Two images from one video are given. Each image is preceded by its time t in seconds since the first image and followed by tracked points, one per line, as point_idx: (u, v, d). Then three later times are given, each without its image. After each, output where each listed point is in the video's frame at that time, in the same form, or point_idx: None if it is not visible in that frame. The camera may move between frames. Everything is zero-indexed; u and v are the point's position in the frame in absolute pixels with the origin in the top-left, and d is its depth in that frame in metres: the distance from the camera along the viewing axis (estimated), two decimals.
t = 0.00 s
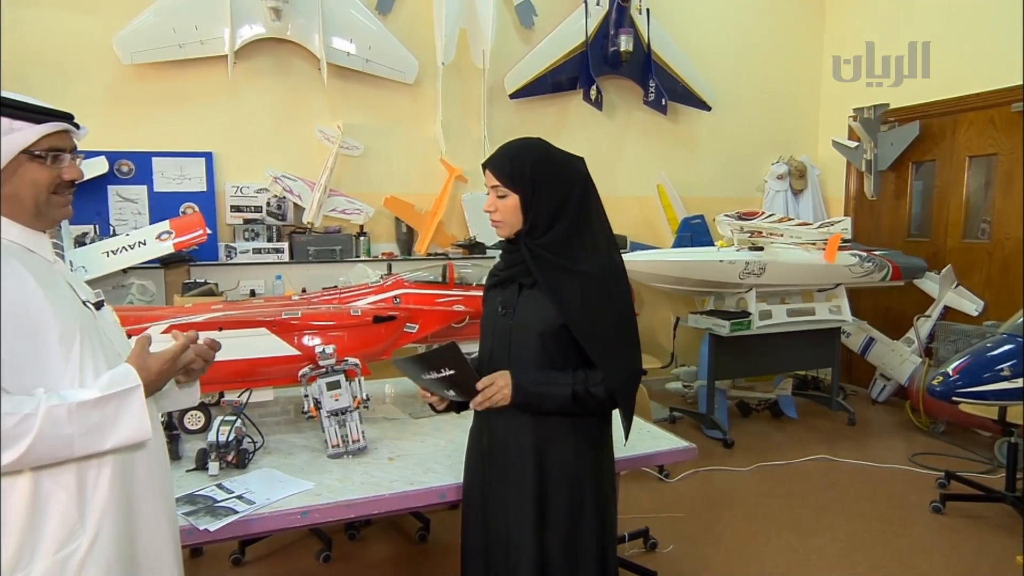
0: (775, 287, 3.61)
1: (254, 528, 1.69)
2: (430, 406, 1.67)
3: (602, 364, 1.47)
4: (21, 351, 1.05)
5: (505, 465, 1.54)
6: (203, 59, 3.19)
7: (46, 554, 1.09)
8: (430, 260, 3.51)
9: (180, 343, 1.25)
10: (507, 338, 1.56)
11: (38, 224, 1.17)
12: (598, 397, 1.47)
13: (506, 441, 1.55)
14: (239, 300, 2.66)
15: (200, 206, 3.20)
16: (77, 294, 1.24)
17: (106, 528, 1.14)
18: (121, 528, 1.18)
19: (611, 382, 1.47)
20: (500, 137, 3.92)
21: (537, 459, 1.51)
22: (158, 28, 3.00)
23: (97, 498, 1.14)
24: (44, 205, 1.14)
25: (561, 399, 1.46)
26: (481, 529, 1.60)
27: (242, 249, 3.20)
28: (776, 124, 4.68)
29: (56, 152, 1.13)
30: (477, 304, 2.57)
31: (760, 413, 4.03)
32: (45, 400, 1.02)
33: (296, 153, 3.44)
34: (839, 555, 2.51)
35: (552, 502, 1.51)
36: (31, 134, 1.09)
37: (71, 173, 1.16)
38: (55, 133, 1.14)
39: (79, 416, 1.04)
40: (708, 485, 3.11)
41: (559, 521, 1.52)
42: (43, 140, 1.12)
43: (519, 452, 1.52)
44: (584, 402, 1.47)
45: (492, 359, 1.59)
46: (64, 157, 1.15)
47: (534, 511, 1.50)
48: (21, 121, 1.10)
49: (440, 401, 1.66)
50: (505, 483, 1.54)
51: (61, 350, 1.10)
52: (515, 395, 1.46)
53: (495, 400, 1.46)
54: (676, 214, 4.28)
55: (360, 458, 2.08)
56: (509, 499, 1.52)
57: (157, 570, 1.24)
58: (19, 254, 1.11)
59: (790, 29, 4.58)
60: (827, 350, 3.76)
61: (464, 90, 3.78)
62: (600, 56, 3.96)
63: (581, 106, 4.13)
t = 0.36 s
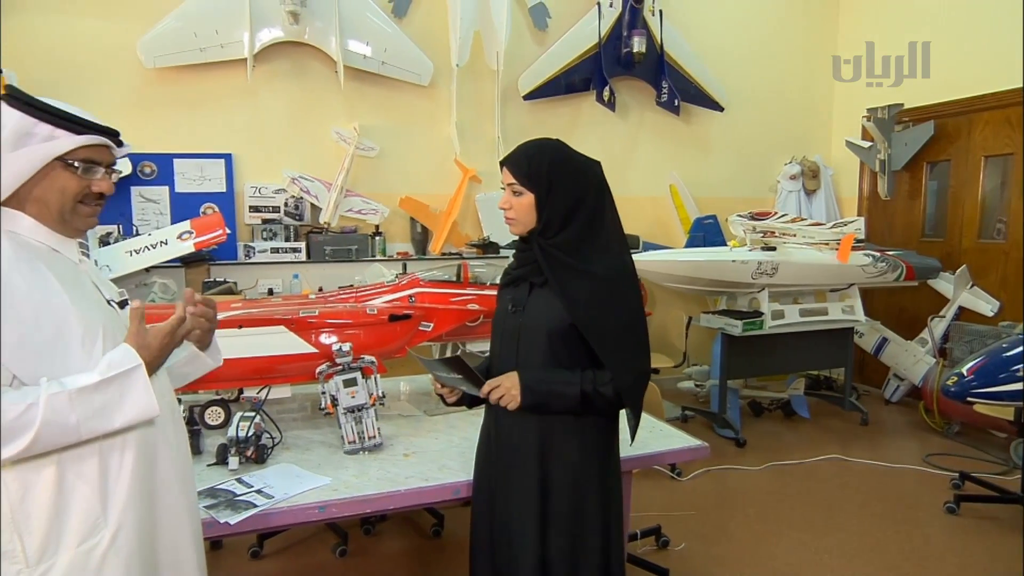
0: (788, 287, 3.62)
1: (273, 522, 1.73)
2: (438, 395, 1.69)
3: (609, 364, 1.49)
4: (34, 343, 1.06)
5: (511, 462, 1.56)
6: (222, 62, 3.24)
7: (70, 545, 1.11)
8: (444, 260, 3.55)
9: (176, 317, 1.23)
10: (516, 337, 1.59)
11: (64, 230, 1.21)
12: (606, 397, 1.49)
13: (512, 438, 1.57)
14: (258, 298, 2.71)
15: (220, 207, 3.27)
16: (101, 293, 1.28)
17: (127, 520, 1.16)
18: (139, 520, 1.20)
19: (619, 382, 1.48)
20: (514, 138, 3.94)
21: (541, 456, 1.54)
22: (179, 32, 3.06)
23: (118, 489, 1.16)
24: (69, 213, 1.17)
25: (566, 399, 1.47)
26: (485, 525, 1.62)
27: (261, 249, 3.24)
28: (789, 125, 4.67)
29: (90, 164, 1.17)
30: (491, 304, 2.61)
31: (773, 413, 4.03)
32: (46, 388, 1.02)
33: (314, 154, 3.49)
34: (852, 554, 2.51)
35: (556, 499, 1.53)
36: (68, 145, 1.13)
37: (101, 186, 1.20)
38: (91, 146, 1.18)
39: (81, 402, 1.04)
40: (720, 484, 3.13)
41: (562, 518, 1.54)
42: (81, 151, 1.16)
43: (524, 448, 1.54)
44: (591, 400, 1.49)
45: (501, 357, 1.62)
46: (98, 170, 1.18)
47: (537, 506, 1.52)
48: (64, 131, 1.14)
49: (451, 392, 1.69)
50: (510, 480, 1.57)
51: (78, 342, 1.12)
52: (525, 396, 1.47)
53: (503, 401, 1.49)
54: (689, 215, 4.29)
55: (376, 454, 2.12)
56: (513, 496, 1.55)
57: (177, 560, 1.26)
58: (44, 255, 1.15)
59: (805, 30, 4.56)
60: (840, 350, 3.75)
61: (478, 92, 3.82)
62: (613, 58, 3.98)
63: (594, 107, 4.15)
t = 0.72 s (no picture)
0: (801, 287, 3.62)
1: (294, 515, 1.77)
2: (454, 394, 1.72)
3: (619, 362, 1.51)
4: (66, 335, 1.09)
5: (522, 457, 1.60)
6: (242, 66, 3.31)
7: (97, 536, 1.13)
8: (459, 259, 3.59)
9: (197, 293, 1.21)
10: (530, 334, 1.62)
11: (97, 232, 1.25)
12: (616, 394, 1.51)
13: (525, 434, 1.61)
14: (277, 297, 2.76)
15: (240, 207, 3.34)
16: (129, 292, 1.32)
17: (149, 514, 1.18)
18: (161, 514, 1.22)
19: (629, 380, 1.50)
20: (528, 139, 3.97)
21: (553, 451, 1.57)
22: (200, 36, 3.12)
23: (142, 483, 1.19)
24: (102, 215, 1.22)
25: (577, 395, 1.50)
26: (497, 518, 1.65)
27: (279, 248, 3.29)
28: (804, 124, 4.66)
29: (125, 169, 1.21)
30: (506, 303, 2.63)
31: (786, 412, 4.04)
32: (72, 373, 1.05)
33: (331, 155, 3.54)
34: (866, 554, 2.51)
35: (568, 494, 1.56)
36: (105, 150, 1.17)
37: (134, 190, 1.24)
38: (128, 152, 1.22)
39: (106, 384, 1.07)
40: (732, 483, 3.14)
41: (574, 513, 1.56)
42: (117, 156, 1.20)
43: (536, 443, 1.58)
44: (601, 397, 1.51)
45: (515, 355, 1.66)
46: (131, 174, 1.23)
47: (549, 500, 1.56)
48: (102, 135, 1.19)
49: (465, 389, 1.72)
50: (521, 474, 1.60)
51: (108, 335, 1.17)
52: (535, 388, 1.51)
53: (512, 394, 1.52)
54: (702, 215, 4.29)
55: (392, 451, 2.14)
56: (524, 491, 1.58)
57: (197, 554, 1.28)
58: (78, 256, 1.21)
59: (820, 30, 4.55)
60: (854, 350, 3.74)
61: (493, 94, 3.85)
62: (627, 59, 4.00)
63: (608, 108, 4.17)
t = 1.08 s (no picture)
0: (814, 288, 3.62)
1: (310, 510, 1.80)
2: (471, 391, 1.75)
3: (640, 362, 1.54)
4: (103, 337, 1.14)
5: (542, 454, 1.62)
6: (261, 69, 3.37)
7: (130, 526, 1.17)
8: (473, 259, 3.62)
9: (258, 343, 1.25)
10: (550, 334, 1.64)
11: (130, 225, 1.30)
12: (635, 392, 1.54)
13: (544, 432, 1.63)
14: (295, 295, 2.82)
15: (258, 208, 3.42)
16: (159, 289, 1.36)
17: (180, 506, 1.22)
18: (191, 507, 1.25)
19: (649, 378, 1.53)
20: (541, 141, 4.00)
21: (573, 448, 1.59)
22: (221, 41, 3.19)
23: (173, 477, 1.22)
24: (136, 208, 1.27)
25: (597, 394, 1.53)
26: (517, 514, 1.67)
27: (297, 248, 3.39)
28: (819, 124, 4.64)
29: (148, 159, 1.25)
30: (520, 302, 2.65)
31: (798, 412, 4.04)
32: (120, 389, 1.10)
33: (347, 156, 3.59)
34: (879, 554, 2.51)
35: (588, 491, 1.58)
36: (126, 143, 1.21)
37: (159, 179, 1.28)
38: (147, 142, 1.26)
39: (149, 407, 1.11)
40: (744, 482, 3.16)
41: (594, 509, 1.58)
42: (138, 148, 1.24)
43: (556, 441, 1.60)
44: (621, 396, 1.54)
45: (534, 354, 1.68)
46: (155, 164, 1.27)
47: (569, 497, 1.57)
48: (118, 131, 1.22)
49: (482, 387, 1.75)
50: (541, 472, 1.62)
51: (143, 339, 1.21)
52: (556, 389, 1.54)
53: (535, 393, 1.55)
54: (715, 215, 4.30)
55: (407, 447, 2.18)
56: (545, 488, 1.60)
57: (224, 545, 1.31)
58: (111, 254, 1.25)
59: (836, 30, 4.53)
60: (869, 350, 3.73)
61: (508, 95, 3.89)
62: (640, 60, 4.02)
63: (621, 109, 4.18)
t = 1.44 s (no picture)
0: (827, 288, 3.62)
1: (325, 505, 1.83)
2: (483, 389, 1.77)
3: (652, 359, 1.55)
4: (132, 336, 1.18)
5: (562, 451, 1.63)
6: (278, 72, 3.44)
7: (156, 517, 1.21)
8: (485, 258, 3.65)
9: (278, 346, 1.30)
10: (567, 334, 1.66)
11: (153, 225, 1.33)
12: (641, 389, 1.55)
13: (562, 431, 1.64)
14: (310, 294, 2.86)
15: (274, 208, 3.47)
16: (183, 288, 1.40)
17: (204, 498, 1.26)
18: (215, 499, 1.29)
19: (656, 376, 1.55)
20: (553, 141, 4.02)
21: (592, 447, 1.60)
22: (239, 44, 3.25)
23: (197, 470, 1.25)
24: (159, 208, 1.31)
25: (606, 387, 1.55)
26: (536, 512, 1.69)
27: (312, 248, 3.44)
28: (832, 124, 4.62)
29: (169, 159, 1.29)
30: (532, 301, 2.68)
31: (810, 412, 4.04)
32: (151, 388, 1.14)
33: (362, 157, 3.64)
34: (891, 554, 2.50)
35: (608, 488, 1.60)
36: (148, 146, 1.25)
37: (180, 179, 1.32)
38: (167, 143, 1.29)
39: (179, 404, 1.15)
40: (755, 481, 3.16)
41: (613, 504, 1.60)
42: (159, 149, 1.28)
43: (575, 440, 1.61)
44: (627, 392, 1.56)
45: (550, 353, 1.70)
46: (175, 164, 1.30)
47: (590, 494, 1.59)
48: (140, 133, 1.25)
49: (495, 385, 1.77)
50: (561, 468, 1.63)
51: (167, 334, 1.25)
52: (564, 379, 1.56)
53: (541, 381, 1.58)
54: (727, 216, 4.31)
55: (421, 444, 2.20)
56: (566, 485, 1.61)
57: (245, 538, 1.35)
58: (138, 253, 1.29)
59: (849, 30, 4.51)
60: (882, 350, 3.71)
61: (520, 96, 3.92)
62: (652, 61, 4.03)
63: (633, 110, 4.20)
